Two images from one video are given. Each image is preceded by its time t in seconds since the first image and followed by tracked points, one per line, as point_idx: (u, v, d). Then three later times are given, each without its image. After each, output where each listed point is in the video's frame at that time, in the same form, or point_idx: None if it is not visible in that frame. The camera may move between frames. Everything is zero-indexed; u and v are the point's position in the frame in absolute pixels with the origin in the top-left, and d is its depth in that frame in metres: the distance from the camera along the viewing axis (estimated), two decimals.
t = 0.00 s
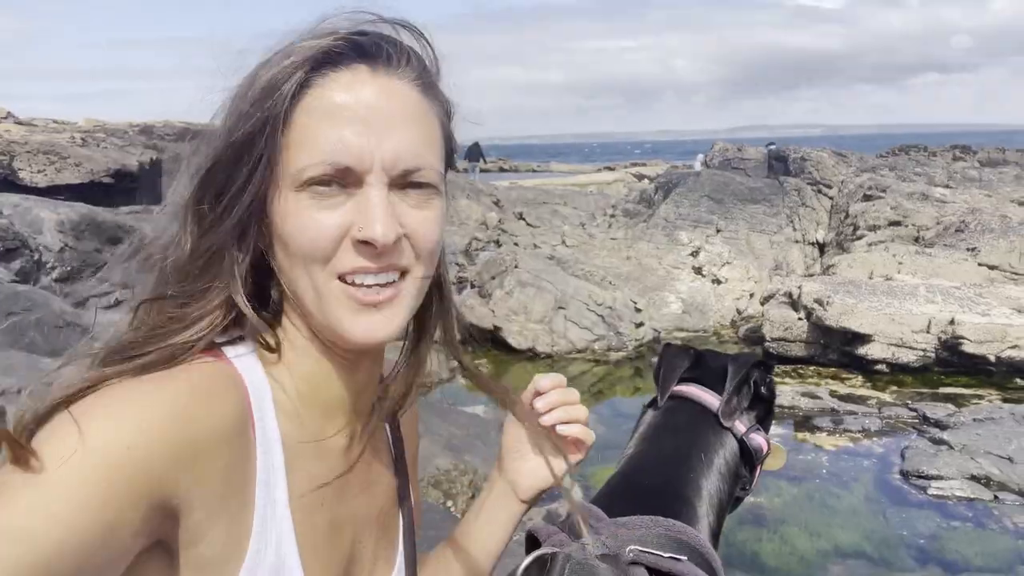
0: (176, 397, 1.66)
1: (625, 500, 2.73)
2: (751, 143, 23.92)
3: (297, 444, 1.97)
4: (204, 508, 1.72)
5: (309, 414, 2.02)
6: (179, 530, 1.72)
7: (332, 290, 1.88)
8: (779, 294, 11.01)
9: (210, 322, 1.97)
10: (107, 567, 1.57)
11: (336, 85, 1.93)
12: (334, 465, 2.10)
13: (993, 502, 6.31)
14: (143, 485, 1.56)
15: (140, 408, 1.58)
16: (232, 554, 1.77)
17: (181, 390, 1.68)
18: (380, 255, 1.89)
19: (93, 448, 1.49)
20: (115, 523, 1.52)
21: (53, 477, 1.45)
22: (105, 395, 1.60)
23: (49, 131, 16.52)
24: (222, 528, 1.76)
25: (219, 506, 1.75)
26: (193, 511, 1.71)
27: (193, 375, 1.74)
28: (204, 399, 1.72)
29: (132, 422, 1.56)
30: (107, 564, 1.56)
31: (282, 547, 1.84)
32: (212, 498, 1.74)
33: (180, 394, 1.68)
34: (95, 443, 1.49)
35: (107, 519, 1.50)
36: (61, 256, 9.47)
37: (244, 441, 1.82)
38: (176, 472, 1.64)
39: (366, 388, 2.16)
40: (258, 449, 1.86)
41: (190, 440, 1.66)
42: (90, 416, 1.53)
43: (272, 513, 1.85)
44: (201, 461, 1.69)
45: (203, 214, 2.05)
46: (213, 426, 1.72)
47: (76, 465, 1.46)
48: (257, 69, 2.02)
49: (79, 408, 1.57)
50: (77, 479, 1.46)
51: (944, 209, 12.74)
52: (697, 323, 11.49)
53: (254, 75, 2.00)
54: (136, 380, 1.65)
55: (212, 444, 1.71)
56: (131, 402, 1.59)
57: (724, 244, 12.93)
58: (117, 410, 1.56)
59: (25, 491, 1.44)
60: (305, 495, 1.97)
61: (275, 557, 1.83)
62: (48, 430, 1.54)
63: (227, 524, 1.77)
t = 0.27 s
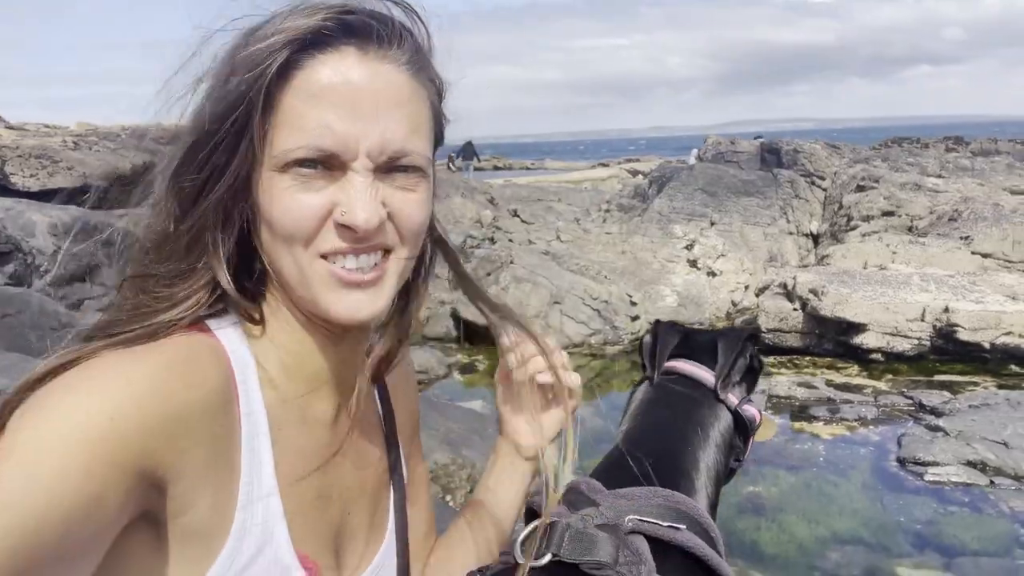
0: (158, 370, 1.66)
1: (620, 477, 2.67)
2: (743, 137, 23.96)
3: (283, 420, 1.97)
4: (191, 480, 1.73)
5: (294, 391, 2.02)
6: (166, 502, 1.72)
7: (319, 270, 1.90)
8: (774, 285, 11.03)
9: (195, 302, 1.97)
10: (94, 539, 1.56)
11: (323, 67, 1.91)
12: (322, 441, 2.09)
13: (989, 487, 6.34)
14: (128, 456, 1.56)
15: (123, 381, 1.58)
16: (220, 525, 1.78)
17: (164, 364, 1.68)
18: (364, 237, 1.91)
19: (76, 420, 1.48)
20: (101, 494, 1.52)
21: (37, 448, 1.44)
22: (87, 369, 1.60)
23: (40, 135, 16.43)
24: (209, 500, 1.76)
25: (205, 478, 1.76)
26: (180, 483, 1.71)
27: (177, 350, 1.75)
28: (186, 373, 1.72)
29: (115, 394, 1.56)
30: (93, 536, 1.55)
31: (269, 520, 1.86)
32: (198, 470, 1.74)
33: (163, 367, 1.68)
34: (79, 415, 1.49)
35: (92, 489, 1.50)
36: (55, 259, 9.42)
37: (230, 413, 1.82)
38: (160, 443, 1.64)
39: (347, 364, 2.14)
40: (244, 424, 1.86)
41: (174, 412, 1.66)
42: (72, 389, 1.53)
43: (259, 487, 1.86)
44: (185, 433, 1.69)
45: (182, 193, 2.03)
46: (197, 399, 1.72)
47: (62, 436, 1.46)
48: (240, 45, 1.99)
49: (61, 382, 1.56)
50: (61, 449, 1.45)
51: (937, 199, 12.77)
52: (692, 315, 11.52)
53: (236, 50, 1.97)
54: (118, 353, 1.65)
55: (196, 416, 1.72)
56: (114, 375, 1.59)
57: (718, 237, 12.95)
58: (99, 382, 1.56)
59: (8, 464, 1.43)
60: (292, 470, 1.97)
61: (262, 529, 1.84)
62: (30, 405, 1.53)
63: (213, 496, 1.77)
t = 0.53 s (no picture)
0: (152, 364, 1.66)
1: (626, 463, 2.57)
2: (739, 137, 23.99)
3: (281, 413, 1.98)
4: (187, 472, 1.72)
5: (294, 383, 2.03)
6: (163, 495, 1.71)
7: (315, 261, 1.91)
8: (772, 285, 11.05)
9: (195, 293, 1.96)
10: (89, 534, 1.55)
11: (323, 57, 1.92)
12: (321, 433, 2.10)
13: (988, 484, 6.36)
14: (121, 449, 1.55)
15: (114, 376, 1.58)
16: (218, 517, 1.77)
17: (156, 358, 1.68)
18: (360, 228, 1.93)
19: (67, 415, 1.47)
20: (95, 489, 1.51)
21: (28, 444, 1.43)
22: (78, 365, 1.59)
23: (37, 140, 16.42)
24: (206, 492, 1.76)
25: (201, 470, 1.75)
26: (177, 475, 1.71)
27: (171, 343, 1.74)
28: (180, 366, 1.71)
29: (107, 388, 1.55)
30: (89, 531, 1.54)
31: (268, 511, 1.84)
32: (193, 462, 1.73)
33: (156, 360, 1.68)
34: (69, 409, 1.48)
35: (86, 484, 1.49)
36: (52, 262, 9.41)
37: (225, 405, 1.82)
38: (155, 436, 1.63)
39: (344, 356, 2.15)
40: (241, 416, 1.86)
41: (167, 406, 1.66)
42: (63, 384, 1.52)
43: (256, 478, 1.85)
44: (180, 425, 1.69)
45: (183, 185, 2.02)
46: (190, 391, 1.72)
47: (52, 432, 1.45)
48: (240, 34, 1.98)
49: (51, 378, 1.55)
50: (52, 444, 1.44)
51: (934, 198, 12.80)
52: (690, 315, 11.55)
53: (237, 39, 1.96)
54: (110, 348, 1.65)
55: (190, 409, 1.71)
56: (105, 371, 1.58)
57: (716, 237, 12.97)
58: (90, 377, 1.55)
59: None
60: (290, 462, 1.97)
61: (261, 521, 1.82)
62: (21, 402, 1.52)
63: (210, 489, 1.76)
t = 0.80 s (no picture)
0: (164, 368, 1.68)
1: (630, 465, 2.56)
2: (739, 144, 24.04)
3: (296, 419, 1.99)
4: (200, 476, 1.73)
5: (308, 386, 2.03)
6: (177, 498, 1.72)
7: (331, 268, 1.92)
8: (771, 291, 11.07)
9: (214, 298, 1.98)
10: (105, 539, 1.56)
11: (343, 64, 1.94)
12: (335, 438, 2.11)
13: (988, 491, 6.37)
14: (136, 454, 1.56)
15: (126, 381, 1.58)
16: (233, 522, 1.77)
17: (169, 363, 1.69)
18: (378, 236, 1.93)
19: (80, 420, 1.48)
20: (110, 494, 1.52)
21: (43, 449, 1.44)
22: (91, 369, 1.60)
23: (38, 142, 16.43)
24: (220, 495, 1.77)
25: (214, 474, 1.76)
26: (191, 479, 1.72)
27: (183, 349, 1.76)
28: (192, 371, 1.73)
29: (120, 393, 1.56)
30: (105, 536, 1.55)
31: (282, 516, 1.86)
32: (206, 466, 1.74)
33: (169, 365, 1.69)
34: (83, 415, 1.49)
35: (100, 489, 1.50)
36: (53, 264, 9.41)
37: (237, 411, 1.83)
38: (169, 439, 1.65)
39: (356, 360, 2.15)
40: (255, 421, 1.88)
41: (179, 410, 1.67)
42: (76, 390, 1.53)
43: (271, 482, 1.86)
44: (192, 429, 1.70)
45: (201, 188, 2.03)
46: (202, 396, 1.73)
47: (67, 438, 1.46)
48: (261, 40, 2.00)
49: (63, 383, 1.56)
50: (66, 450, 1.45)
51: (933, 206, 12.83)
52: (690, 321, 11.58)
53: (258, 44, 1.98)
54: (122, 352, 1.66)
55: (202, 413, 1.72)
56: (119, 376, 1.59)
57: (716, 243, 13.00)
58: (103, 382, 1.56)
59: (15, 467, 1.42)
60: (304, 468, 1.97)
61: (275, 526, 1.83)
62: (34, 408, 1.53)
63: (224, 493, 1.77)
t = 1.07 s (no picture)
0: (167, 374, 1.64)
1: (622, 469, 2.56)
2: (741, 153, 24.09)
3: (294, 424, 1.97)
4: (199, 485, 1.71)
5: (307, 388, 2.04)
6: (175, 505, 1.70)
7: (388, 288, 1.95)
8: (772, 300, 11.07)
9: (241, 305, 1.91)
10: (101, 542, 1.54)
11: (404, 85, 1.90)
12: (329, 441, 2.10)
13: (987, 503, 6.36)
14: (135, 461, 1.53)
15: (127, 388, 1.55)
16: (226, 529, 1.76)
17: (172, 371, 1.65)
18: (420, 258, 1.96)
19: (79, 426, 1.46)
20: (107, 501, 1.50)
21: (41, 452, 1.42)
22: (93, 372, 1.57)
23: (42, 143, 16.50)
24: (217, 503, 1.75)
25: (213, 481, 1.73)
26: (189, 487, 1.69)
27: (183, 354, 1.71)
28: (193, 376, 1.70)
29: (119, 398, 1.53)
30: (101, 542, 1.53)
31: (277, 522, 1.84)
32: (205, 474, 1.71)
33: (171, 372, 1.65)
34: (81, 420, 1.46)
35: (97, 496, 1.48)
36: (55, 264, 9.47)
37: (235, 418, 1.79)
38: (167, 448, 1.61)
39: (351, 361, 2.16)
40: (248, 426, 1.84)
41: (181, 419, 1.63)
42: (77, 394, 1.50)
43: (266, 486, 1.84)
44: (193, 438, 1.67)
45: (230, 183, 1.93)
46: (203, 404, 1.69)
47: (63, 443, 1.43)
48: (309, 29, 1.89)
49: (65, 385, 1.53)
50: (63, 454, 1.43)
51: (935, 217, 12.83)
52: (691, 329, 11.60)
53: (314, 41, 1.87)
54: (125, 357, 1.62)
55: (203, 422, 1.69)
56: (121, 379, 1.56)
57: (717, 252, 13.01)
58: (104, 388, 1.53)
59: (13, 470, 1.41)
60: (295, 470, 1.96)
61: (270, 531, 1.82)
62: (36, 407, 1.51)
63: (221, 500, 1.76)
